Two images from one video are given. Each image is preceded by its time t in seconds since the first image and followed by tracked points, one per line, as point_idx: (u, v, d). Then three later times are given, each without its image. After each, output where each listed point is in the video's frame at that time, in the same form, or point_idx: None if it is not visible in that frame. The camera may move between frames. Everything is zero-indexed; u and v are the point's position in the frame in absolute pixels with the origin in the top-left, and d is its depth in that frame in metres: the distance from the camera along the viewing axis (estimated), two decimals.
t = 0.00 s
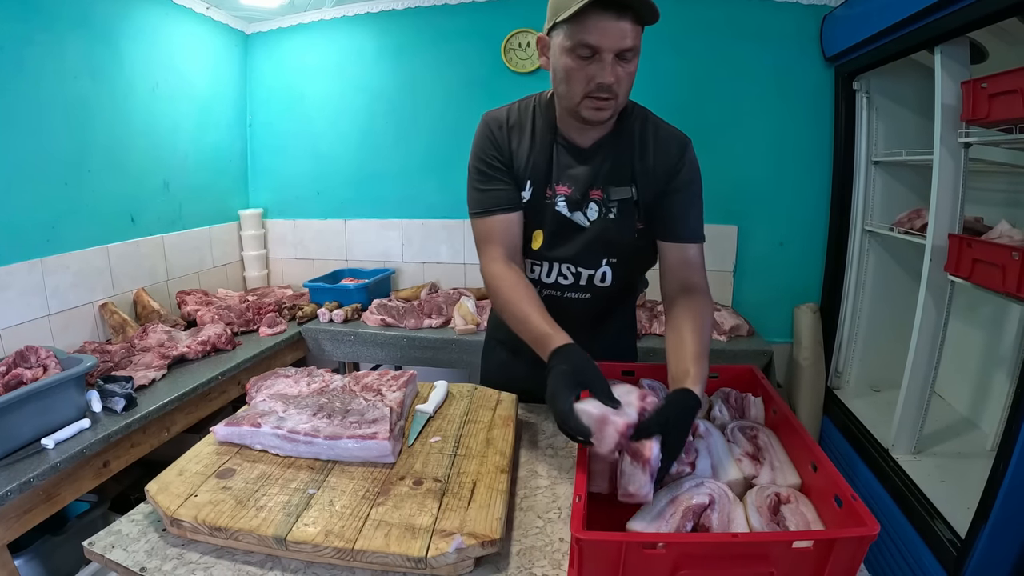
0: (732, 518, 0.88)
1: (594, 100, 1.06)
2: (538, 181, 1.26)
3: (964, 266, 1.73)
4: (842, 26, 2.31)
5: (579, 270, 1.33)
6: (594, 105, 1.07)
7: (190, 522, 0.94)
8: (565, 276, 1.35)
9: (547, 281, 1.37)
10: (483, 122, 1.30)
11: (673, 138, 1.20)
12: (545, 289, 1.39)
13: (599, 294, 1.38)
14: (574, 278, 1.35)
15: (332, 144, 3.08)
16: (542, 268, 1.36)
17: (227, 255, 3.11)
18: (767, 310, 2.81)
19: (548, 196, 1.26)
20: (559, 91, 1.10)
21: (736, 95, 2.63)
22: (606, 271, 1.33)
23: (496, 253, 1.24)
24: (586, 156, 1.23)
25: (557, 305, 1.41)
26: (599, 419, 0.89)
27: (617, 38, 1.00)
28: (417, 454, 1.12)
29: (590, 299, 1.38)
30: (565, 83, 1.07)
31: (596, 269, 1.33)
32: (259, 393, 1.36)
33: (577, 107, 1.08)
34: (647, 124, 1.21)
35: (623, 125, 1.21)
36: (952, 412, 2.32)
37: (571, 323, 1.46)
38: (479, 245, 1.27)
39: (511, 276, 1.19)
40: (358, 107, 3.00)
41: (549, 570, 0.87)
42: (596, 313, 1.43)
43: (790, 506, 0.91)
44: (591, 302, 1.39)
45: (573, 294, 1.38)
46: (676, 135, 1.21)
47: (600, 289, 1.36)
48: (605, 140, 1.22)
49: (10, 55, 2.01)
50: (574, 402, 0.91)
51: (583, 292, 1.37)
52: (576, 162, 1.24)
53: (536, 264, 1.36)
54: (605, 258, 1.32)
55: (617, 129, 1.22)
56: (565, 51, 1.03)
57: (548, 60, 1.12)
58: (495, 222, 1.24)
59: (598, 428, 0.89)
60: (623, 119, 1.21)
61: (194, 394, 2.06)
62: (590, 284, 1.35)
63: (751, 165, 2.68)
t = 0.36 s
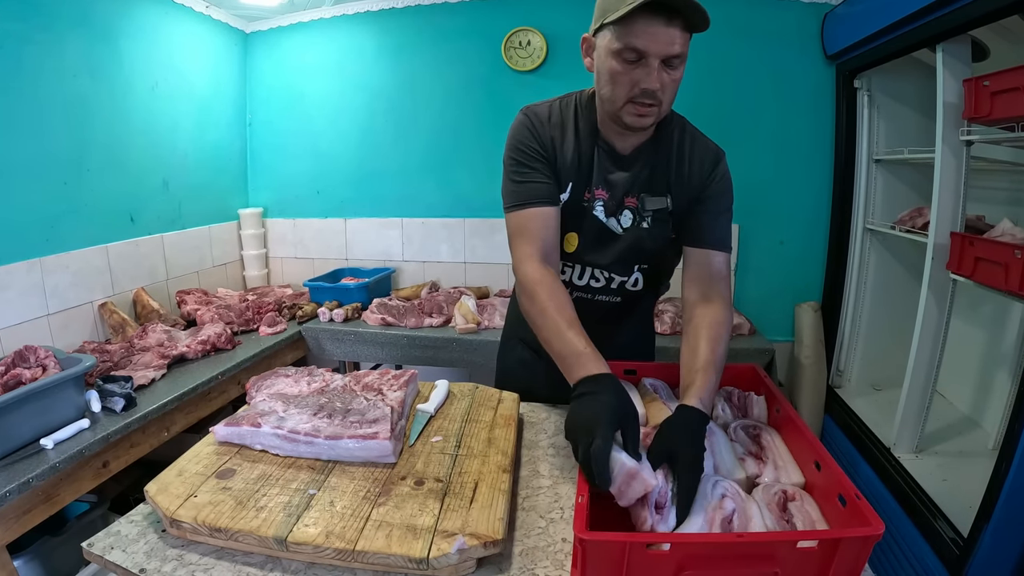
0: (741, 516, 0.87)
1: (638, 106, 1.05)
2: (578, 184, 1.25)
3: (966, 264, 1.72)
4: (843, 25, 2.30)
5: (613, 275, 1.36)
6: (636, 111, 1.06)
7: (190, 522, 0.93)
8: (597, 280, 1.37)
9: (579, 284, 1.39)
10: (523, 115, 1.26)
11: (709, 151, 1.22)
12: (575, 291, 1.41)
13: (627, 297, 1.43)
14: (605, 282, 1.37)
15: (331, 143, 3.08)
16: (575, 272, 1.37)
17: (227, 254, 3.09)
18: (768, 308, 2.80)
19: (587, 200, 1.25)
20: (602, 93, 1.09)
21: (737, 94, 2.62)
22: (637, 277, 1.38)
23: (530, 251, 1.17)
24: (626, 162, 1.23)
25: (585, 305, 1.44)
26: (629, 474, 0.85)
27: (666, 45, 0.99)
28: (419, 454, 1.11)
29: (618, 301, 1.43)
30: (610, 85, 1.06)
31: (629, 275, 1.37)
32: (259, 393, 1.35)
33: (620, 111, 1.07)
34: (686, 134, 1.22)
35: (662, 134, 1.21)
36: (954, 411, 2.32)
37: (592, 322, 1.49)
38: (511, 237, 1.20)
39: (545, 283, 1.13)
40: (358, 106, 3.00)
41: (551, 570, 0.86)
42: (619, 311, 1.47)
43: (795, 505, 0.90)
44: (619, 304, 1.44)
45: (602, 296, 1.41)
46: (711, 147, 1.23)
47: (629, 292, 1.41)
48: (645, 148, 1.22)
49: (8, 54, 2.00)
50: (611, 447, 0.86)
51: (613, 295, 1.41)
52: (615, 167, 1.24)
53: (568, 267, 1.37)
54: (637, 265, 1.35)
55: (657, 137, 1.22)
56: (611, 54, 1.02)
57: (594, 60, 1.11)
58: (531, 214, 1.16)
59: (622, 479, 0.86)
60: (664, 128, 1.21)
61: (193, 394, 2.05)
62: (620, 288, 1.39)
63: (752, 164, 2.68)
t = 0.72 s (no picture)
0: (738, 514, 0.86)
1: (651, 111, 1.05)
2: (595, 189, 1.25)
3: (965, 262, 1.72)
4: (842, 24, 2.30)
5: (623, 281, 1.38)
6: (649, 117, 1.06)
7: (188, 522, 0.93)
8: (608, 284, 1.39)
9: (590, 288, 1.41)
10: (541, 116, 1.24)
11: (722, 154, 1.22)
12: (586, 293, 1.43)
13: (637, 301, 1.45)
14: (616, 286, 1.40)
15: (330, 143, 3.07)
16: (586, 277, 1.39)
17: (226, 254, 3.09)
18: (768, 307, 2.80)
19: (602, 205, 1.26)
20: (615, 97, 1.09)
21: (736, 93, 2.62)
22: (648, 283, 1.40)
23: (561, 249, 1.12)
24: (641, 166, 1.23)
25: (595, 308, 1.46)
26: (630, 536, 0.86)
27: (678, 51, 0.98)
28: (417, 453, 1.11)
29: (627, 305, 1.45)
30: (622, 90, 1.06)
31: (640, 282, 1.39)
32: (258, 393, 1.35)
33: (632, 116, 1.07)
34: (699, 138, 1.22)
35: (675, 139, 1.22)
36: (953, 410, 2.32)
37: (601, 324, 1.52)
38: (540, 236, 1.15)
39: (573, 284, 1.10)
40: (356, 105, 3.00)
41: (550, 569, 0.86)
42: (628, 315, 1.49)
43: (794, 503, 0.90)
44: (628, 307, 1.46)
45: (612, 300, 1.44)
46: (724, 149, 1.22)
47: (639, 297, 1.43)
48: (659, 153, 1.22)
49: (7, 54, 2.00)
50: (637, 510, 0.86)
51: (623, 300, 1.43)
52: (630, 172, 1.24)
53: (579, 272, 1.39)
54: (648, 271, 1.37)
55: (670, 141, 1.22)
56: (624, 58, 1.02)
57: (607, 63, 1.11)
58: (555, 213, 1.13)
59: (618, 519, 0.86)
60: (677, 132, 1.21)
61: (192, 394, 2.05)
62: (630, 293, 1.41)
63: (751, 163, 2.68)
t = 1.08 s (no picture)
0: (729, 511, 0.86)
1: (649, 108, 1.05)
2: (588, 186, 1.25)
3: (963, 258, 1.72)
4: (840, 21, 2.30)
5: (623, 274, 1.35)
6: (647, 113, 1.06)
7: (186, 521, 0.93)
8: (606, 278, 1.37)
9: (587, 282, 1.39)
10: (535, 115, 1.23)
11: (722, 150, 1.21)
12: (585, 289, 1.41)
13: (638, 296, 1.42)
14: (615, 280, 1.37)
15: (327, 141, 3.07)
16: (583, 271, 1.37)
17: (223, 252, 3.09)
18: (766, 304, 2.80)
19: (597, 199, 1.25)
20: (613, 94, 1.09)
21: (734, 90, 2.62)
22: (648, 278, 1.37)
23: (526, 253, 1.17)
24: (640, 161, 1.23)
25: (594, 304, 1.44)
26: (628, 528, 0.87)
27: (675, 48, 0.98)
28: (415, 451, 1.11)
29: (627, 300, 1.42)
30: (620, 87, 1.05)
31: (640, 275, 1.36)
32: (255, 391, 1.34)
33: (630, 113, 1.07)
34: (699, 133, 1.21)
35: (674, 135, 1.21)
36: (952, 407, 2.32)
37: (601, 322, 1.49)
38: (506, 239, 1.20)
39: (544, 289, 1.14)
40: (354, 103, 2.99)
41: (547, 567, 0.86)
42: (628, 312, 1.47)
43: (792, 499, 0.90)
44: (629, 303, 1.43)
45: (612, 295, 1.41)
46: (724, 145, 1.22)
47: (639, 291, 1.40)
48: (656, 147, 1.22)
49: (5, 54, 1.99)
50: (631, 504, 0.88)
51: (623, 294, 1.41)
52: (627, 167, 1.23)
53: (577, 266, 1.37)
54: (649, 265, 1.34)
55: (668, 136, 1.21)
56: (622, 55, 1.01)
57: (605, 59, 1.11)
58: (532, 220, 1.17)
59: (607, 503, 0.87)
60: (675, 127, 1.21)
61: (190, 392, 2.05)
62: (629, 287, 1.39)
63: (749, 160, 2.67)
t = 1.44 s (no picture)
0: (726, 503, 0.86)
1: (626, 86, 1.04)
2: (580, 168, 1.23)
3: (958, 251, 1.73)
4: (835, 13, 2.29)
5: (615, 255, 1.34)
6: (626, 91, 1.05)
7: (181, 520, 0.92)
8: (600, 261, 1.35)
9: (581, 266, 1.37)
10: (520, 107, 1.23)
11: (701, 126, 1.22)
12: (578, 273, 1.39)
13: (631, 280, 1.40)
14: (608, 263, 1.35)
15: (321, 137, 3.05)
16: (577, 255, 1.35)
17: (217, 249, 3.07)
18: (761, 297, 2.81)
19: (587, 181, 1.24)
20: (591, 77, 1.09)
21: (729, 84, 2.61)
22: (641, 258, 1.35)
23: (535, 241, 1.15)
24: (624, 143, 1.22)
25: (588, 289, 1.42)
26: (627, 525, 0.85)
27: (650, 27, 0.98)
28: (410, 447, 1.11)
29: (620, 284, 1.40)
30: (598, 68, 1.05)
31: (632, 256, 1.34)
32: (250, 388, 1.34)
33: (609, 92, 1.06)
34: (677, 112, 1.21)
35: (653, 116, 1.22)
36: (947, 399, 2.33)
37: (595, 307, 1.47)
38: (515, 230, 1.18)
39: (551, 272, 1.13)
40: (347, 99, 2.97)
41: (545, 563, 0.86)
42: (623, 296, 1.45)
43: (789, 493, 0.90)
44: (623, 286, 1.41)
45: (606, 279, 1.39)
46: (701, 122, 1.22)
47: (632, 274, 1.38)
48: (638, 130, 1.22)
49: None
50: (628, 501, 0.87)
51: (616, 277, 1.39)
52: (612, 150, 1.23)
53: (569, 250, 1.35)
54: (642, 245, 1.33)
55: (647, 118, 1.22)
56: (599, 37, 1.01)
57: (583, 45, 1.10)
58: (534, 207, 1.15)
59: (603, 496, 0.87)
60: (654, 109, 1.21)
61: (185, 391, 2.04)
62: (622, 270, 1.37)
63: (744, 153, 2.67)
